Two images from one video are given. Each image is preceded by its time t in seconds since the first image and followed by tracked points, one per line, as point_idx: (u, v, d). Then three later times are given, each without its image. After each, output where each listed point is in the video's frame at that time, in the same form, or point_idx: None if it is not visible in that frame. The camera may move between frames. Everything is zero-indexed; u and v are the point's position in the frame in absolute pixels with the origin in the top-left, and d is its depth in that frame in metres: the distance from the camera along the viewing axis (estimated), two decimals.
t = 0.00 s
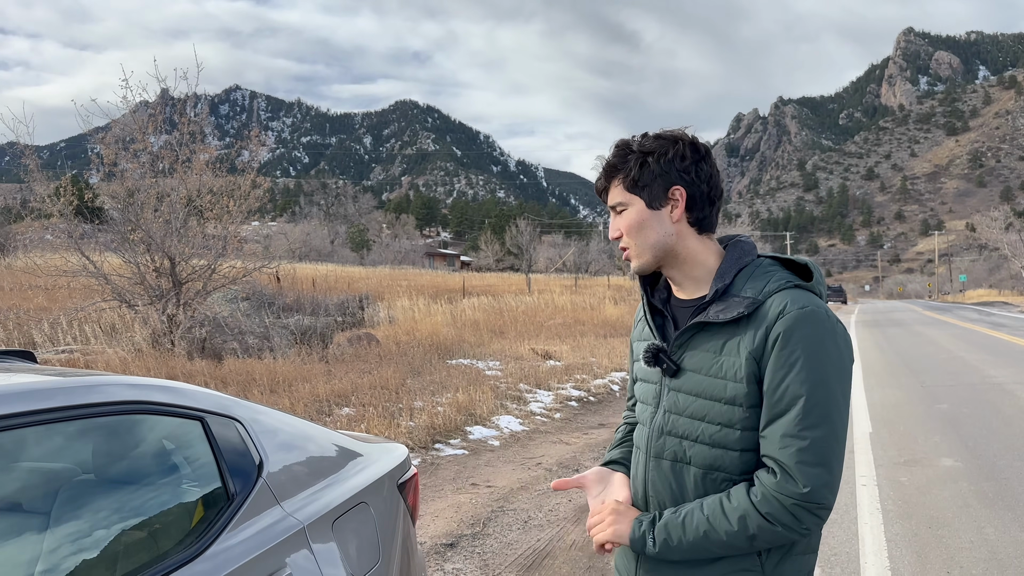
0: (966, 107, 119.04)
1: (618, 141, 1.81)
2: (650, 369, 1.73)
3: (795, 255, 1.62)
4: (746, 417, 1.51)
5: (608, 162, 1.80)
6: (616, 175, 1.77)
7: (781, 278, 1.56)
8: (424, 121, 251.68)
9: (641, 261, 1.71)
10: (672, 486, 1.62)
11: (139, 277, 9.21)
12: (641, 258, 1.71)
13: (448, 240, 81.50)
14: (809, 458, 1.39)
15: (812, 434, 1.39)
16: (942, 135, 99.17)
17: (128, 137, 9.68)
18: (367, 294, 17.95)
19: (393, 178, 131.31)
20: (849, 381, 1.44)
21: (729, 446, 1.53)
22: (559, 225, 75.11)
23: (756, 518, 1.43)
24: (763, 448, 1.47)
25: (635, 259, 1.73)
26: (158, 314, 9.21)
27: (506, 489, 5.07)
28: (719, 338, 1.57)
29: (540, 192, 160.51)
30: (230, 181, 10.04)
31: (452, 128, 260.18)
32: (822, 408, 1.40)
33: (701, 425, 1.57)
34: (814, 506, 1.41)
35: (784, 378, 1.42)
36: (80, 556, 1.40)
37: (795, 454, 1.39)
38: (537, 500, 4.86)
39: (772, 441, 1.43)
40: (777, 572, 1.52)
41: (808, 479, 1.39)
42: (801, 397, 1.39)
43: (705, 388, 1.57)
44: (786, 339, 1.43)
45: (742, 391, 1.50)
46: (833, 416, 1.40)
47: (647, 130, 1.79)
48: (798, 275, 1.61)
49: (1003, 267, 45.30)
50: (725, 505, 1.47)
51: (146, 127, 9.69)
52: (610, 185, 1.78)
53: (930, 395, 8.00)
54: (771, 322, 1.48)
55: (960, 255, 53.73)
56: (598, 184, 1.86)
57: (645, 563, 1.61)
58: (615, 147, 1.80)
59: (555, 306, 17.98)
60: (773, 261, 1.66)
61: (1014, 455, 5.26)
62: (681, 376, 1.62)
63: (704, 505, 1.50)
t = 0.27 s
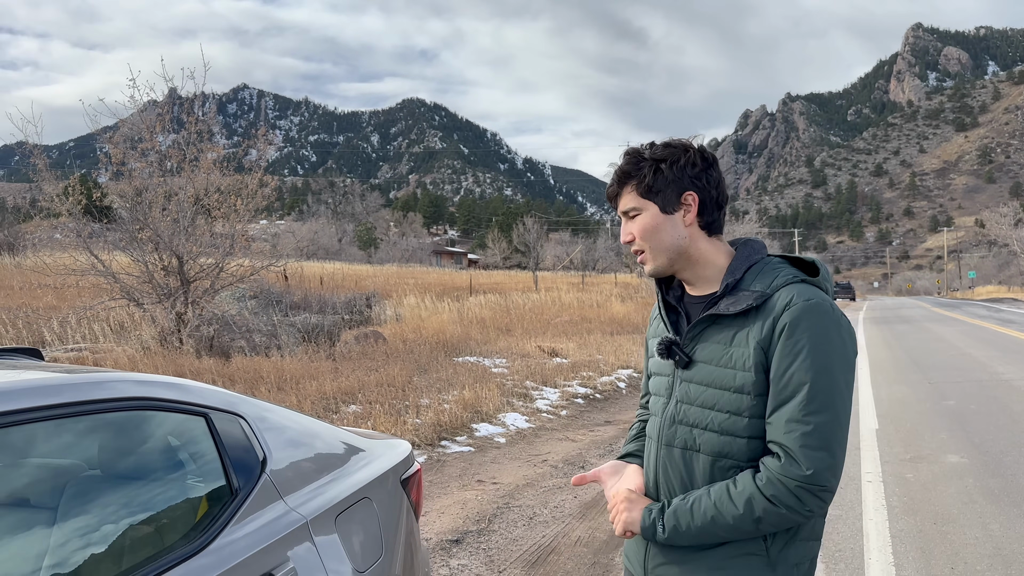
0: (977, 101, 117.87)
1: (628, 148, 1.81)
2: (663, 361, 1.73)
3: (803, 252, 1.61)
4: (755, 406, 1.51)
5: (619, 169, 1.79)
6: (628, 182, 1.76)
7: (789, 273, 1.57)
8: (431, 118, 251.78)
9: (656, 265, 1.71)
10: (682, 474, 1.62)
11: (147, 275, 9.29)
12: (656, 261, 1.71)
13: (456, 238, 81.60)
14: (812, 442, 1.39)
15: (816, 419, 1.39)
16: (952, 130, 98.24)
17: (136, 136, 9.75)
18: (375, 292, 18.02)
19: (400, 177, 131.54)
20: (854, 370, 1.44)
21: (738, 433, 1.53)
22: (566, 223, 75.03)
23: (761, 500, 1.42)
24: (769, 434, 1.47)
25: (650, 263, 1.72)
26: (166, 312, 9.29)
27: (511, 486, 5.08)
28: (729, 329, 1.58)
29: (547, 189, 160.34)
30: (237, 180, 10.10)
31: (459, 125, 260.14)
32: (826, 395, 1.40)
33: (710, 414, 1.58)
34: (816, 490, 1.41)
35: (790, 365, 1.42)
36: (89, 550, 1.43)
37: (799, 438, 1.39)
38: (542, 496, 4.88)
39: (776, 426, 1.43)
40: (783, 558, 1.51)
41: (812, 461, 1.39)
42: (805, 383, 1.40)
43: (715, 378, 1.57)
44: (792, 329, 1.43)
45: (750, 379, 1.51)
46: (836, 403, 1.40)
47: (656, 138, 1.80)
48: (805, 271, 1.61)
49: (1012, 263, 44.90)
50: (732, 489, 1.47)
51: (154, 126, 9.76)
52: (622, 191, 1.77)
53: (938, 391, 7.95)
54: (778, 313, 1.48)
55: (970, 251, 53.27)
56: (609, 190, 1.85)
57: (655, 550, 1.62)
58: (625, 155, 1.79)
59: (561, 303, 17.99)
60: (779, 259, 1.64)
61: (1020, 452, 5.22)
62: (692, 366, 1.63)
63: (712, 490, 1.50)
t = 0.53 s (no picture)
0: (984, 98, 117.08)
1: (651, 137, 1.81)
2: (667, 352, 1.74)
3: (806, 248, 1.62)
4: (755, 393, 1.51)
5: (641, 156, 1.78)
6: (649, 169, 1.75)
7: (790, 266, 1.58)
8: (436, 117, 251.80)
9: (671, 253, 1.70)
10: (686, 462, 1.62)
11: (153, 274, 9.34)
12: (671, 249, 1.70)
13: (460, 236, 81.68)
14: (809, 427, 1.39)
15: (814, 405, 1.39)
16: (959, 127, 97.68)
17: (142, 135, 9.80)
18: (379, 290, 18.06)
19: (405, 175, 131.69)
20: (852, 358, 1.44)
21: (739, 421, 1.53)
22: (571, 221, 74.99)
23: (760, 484, 1.42)
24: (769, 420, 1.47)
25: (664, 251, 1.71)
26: (172, 311, 9.34)
27: (515, 483, 5.09)
28: (731, 320, 1.58)
29: (552, 187, 160.23)
30: (242, 179, 10.13)
31: (463, 124, 260.03)
32: (824, 382, 1.40)
33: (713, 403, 1.58)
34: (815, 474, 1.41)
35: (788, 352, 1.43)
36: (95, 545, 1.44)
37: (797, 423, 1.39)
38: (546, 493, 4.89)
39: (775, 412, 1.44)
40: (783, 543, 1.52)
41: (810, 445, 1.39)
42: (803, 369, 1.40)
43: (718, 367, 1.58)
44: (791, 318, 1.44)
45: (751, 367, 1.51)
46: (833, 389, 1.40)
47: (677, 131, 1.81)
48: (806, 266, 1.62)
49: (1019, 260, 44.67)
50: (732, 474, 1.47)
51: (160, 125, 9.80)
52: (641, 177, 1.76)
53: (942, 388, 7.93)
54: (777, 303, 1.49)
55: (977, 249, 53.00)
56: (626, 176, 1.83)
57: (658, 535, 1.63)
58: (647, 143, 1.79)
59: (566, 301, 17.99)
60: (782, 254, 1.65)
61: None
62: (695, 358, 1.63)
63: (713, 474, 1.50)
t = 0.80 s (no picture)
0: (988, 95, 116.65)
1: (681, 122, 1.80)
2: (666, 346, 1.74)
3: (804, 243, 1.64)
4: (755, 384, 1.52)
5: (669, 137, 1.77)
6: (675, 152, 1.74)
7: (787, 259, 1.59)
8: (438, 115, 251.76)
9: (682, 239, 1.70)
10: (686, 455, 1.62)
11: (156, 273, 9.37)
12: (683, 235, 1.70)
13: (462, 234, 81.70)
14: (811, 416, 1.40)
15: (814, 395, 1.40)
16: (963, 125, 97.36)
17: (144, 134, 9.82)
18: (382, 289, 18.08)
19: (407, 174, 131.72)
20: (850, 348, 1.46)
21: (740, 411, 1.53)
22: (573, 219, 74.97)
23: (762, 473, 1.43)
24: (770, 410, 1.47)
25: (677, 235, 1.70)
26: (175, 309, 9.37)
27: (517, 481, 5.10)
28: (731, 312, 1.59)
29: (554, 185, 160.13)
30: (245, 177, 10.16)
31: (465, 122, 259.91)
32: (824, 371, 1.41)
33: (713, 395, 1.58)
34: (817, 462, 1.42)
35: (788, 343, 1.44)
36: (99, 541, 1.45)
37: (798, 412, 1.40)
38: (548, 491, 4.89)
39: (776, 403, 1.45)
40: (784, 533, 1.52)
41: (811, 434, 1.40)
42: (803, 359, 1.41)
43: (718, 358, 1.58)
44: (791, 309, 1.45)
45: (751, 359, 1.52)
46: (833, 379, 1.42)
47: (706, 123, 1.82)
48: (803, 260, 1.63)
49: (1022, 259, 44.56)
50: (734, 465, 1.48)
51: (162, 124, 9.82)
52: (663, 160, 1.76)
53: (944, 386, 7.91)
54: (777, 295, 1.50)
55: (980, 247, 52.84)
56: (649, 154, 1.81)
57: (660, 527, 1.63)
58: (675, 127, 1.78)
59: (568, 300, 17.99)
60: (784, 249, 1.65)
61: None
62: (695, 351, 1.63)
63: (715, 465, 1.50)
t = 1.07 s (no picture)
0: (989, 94, 116.46)
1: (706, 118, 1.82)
2: (668, 344, 1.72)
3: (804, 239, 1.65)
4: (761, 383, 1.52)
5: (696, 129, 1.77)
6: (700, 143, 1.75)
7: (790, 258, 1.60)
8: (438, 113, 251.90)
9: (696, 231, 1.69)
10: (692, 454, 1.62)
11: (157, 271, 9.38)
12: (698, 227, 1.69)
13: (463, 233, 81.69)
14: (819, 415, 1.41)
15: (822, 393, 1.42)
16: (963, 124, 97.28)
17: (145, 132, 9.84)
18: (382, 287, 18.10)
19: (408, 172, 131.66)
20: (854, 346, 1.48)
21: (744, 410, 1.54)
22: (574, 218, 74.99)
23: (772, 472, 1.43)
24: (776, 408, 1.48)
25: (691, 225, 1.70)
26: (176, 307, 9.38)
27: (518, 479, 5.11)
28: (734, 310, 1.59)
29: (555, 184, 160.19)
30: (245, 175, 10.16)
31: (466, 120, 259.61)
32: (830, 369, 1.43)
33: (717, 393, 1.58)
34: (826, 461, 1.43)
35: (795, 342, 1.44)
36: (100, 539, 1.45)
37: (807, 412, 1.41)
38: (549, 489, 4.90)
39: (784, 401, 1.45)
40: (793, 529, 1.54)
41: (820, 432, 1.41)
42: (811, 357, 1.42)
43: (721, 357, 1.58)
44: (798, 308, 1.46)
45: (757, 357, 1.52)
46: (840, 377, 1.43)
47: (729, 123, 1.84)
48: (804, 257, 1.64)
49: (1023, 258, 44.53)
50: (742, 464, 1.48)
51: (163, 122, 9.84)
52: (686, 151, 1.76)
53: (945, 385, 7.91)
54: (782, 293, 1.51)
55: (981, 246, 52.78)
56: (671, 140, 1.80)
57: (667, 527, 1.63)
58: (700, 122, 1.79)
59: (568, 298, 17.98)
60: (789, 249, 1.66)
61: None
62: (698, 349, 1.62)
63: (724, 464, 1.51)
